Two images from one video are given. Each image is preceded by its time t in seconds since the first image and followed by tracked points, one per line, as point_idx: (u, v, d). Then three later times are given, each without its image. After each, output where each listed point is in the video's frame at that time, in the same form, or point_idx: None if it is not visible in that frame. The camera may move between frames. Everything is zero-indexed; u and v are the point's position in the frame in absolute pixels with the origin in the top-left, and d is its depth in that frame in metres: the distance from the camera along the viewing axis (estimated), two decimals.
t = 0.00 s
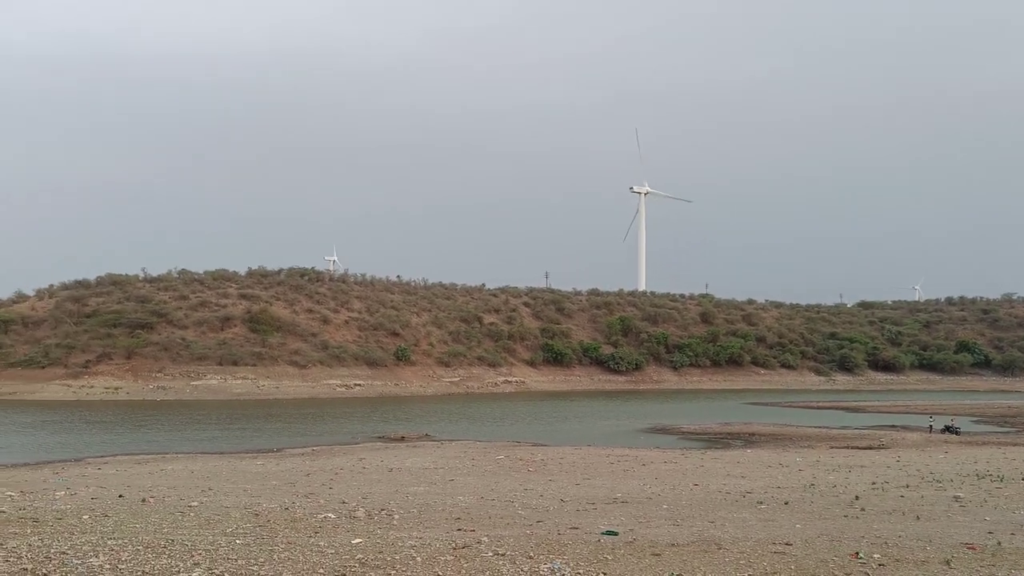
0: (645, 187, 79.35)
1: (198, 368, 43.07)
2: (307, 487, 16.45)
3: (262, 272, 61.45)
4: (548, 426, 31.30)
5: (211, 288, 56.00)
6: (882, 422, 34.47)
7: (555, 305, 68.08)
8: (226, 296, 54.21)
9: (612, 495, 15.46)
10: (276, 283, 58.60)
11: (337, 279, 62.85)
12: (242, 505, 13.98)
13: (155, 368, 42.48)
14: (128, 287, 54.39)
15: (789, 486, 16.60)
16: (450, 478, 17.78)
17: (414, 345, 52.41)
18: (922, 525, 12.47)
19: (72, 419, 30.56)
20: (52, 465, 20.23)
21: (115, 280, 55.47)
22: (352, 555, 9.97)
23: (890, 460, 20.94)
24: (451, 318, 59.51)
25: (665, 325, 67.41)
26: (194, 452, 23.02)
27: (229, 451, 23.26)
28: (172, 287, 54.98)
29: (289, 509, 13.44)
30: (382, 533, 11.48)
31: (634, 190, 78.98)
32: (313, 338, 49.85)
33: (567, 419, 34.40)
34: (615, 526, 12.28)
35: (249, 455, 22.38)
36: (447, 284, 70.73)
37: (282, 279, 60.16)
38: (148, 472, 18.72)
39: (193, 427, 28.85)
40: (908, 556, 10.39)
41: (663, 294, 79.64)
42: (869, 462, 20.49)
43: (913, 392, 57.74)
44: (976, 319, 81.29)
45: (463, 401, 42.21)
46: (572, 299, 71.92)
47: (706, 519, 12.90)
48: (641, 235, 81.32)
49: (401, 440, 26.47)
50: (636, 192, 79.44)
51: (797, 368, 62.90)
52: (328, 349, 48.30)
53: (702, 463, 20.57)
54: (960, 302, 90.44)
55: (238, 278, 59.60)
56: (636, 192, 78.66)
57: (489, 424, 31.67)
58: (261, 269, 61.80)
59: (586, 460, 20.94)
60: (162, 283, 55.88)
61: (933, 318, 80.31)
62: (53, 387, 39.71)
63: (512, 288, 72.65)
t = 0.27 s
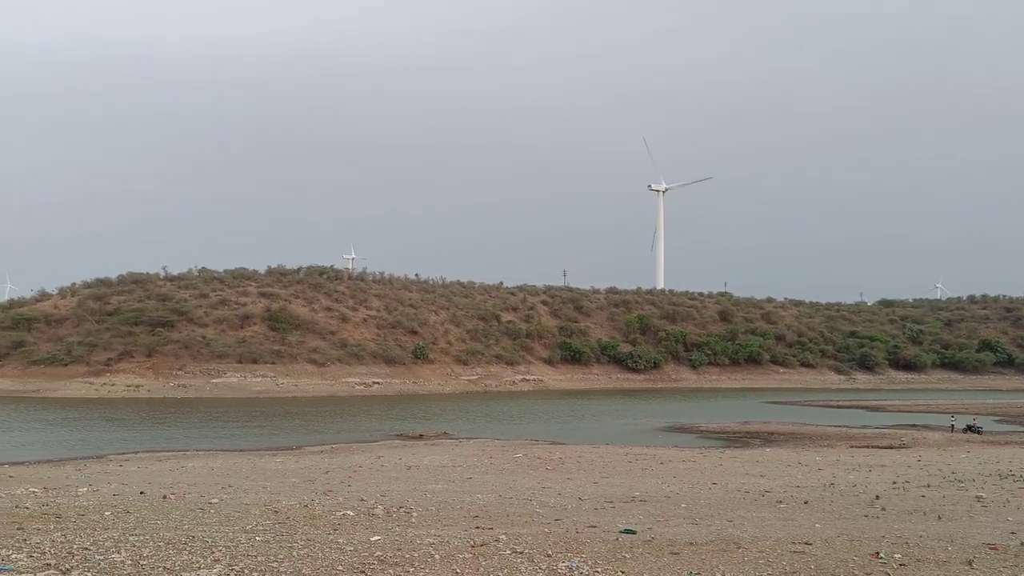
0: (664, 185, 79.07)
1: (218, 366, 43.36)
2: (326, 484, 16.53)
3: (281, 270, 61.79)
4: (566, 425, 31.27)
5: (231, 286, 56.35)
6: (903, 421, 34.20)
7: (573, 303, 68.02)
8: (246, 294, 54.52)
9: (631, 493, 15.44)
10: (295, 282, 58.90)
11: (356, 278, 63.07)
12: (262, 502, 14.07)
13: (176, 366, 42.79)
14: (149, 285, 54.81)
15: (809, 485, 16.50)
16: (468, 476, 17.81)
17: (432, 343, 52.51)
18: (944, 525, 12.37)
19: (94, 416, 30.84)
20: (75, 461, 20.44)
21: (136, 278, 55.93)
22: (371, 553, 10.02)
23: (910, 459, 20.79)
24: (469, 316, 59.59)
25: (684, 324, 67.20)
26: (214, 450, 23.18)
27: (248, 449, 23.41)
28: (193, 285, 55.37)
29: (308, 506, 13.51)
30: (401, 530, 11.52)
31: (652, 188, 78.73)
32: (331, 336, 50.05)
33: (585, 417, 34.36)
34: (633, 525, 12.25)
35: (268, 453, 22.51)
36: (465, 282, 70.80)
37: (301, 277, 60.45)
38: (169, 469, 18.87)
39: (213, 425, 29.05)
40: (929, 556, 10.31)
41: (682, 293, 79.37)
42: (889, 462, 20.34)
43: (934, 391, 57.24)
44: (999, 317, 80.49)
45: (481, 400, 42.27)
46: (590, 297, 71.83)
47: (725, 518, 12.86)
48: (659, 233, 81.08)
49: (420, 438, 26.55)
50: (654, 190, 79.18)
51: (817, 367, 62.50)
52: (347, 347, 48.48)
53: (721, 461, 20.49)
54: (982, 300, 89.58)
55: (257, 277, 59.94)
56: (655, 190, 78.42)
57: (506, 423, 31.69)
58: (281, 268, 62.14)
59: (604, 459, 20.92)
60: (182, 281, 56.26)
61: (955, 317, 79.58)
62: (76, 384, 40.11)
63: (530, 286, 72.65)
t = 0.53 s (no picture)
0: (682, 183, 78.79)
1: (237, 364, 43.61)
2: (344, 482, 16.60)
3: (300, 269, 62.05)
4: (583, 424, 31.24)
5: (249, 285, 56.64)
6: (924, 420, 33.92)
7: (591, 302, 67.94)
8: (264, 293, 54.80)
9: (648, 492, 15.42)
10: (313, 281, 59.13)
11: (373, 277, 63.25)
12: (281, 499, 14.14)
13: (195, 364, 43.07)
14: (168, 284, 55.19)
15: (828, 485, 16.41)
16: (486, 474, 17.83)
17: (449, 342, 52.57)
18: (965, 525, 12.27)
19: (114, 414, 31.10)
20: (96, 459, 20.61)
21: (156, 277, 56.35)
22: (389, 551, 10.06)
23: (931, 459, 20.63)
24: (486, 315, 59.62)
25: (702, 322, 66.96)
26: (233, 448, 23.32)
27: (267, 447, 23.54)
28: (212, 284, 55.71)
29: (327, 504, 13.57)
30: (418, 529, 11.54)
31: (670, 187, 78.46)
32: (349, 335, 50.21)
33: (603, 416, 34.30)
34: (650, 524, 12.23)
35: (287, 451, 22.64)
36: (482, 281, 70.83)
37: (319, 276, 60.71)
38: (189, 467, 19.00)
39: (232, 423, 29.21)
40: (949, 557, 10.24)
41: (700, 291, 79.06)
42: (909, 461, 20.20)
43: (955, 390, 56.73)
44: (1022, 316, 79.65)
45: (498, 398, 42.28)
46: (607, 296, 71.67)
47: (743, 518, 12.81)
48: (677, 231, 80.79)
49: (437, 436, 26.59)
50: (672, 188, 78.92)
51: (836, 366, 62.07)
52: (365, 346, 48.63)
53: (739, 461, 20.41)
54: (1004, 299, 88.63)
55: (276, 275, 60.23)
56: (672, 189, 78.17)
57: (524, 421, 31.70)
58: (299, 267, 62.42)
59: (621, 457, 20.89)
60: (201, 280, 56.60)
61: (976, 316, 78.82)
62: (96, 383, 40.46)
63: (547, 285, 72.61)
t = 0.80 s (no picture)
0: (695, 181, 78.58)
1: (251, 362, 43.82)
2: (358, 479, 16.67)
3: (313, 267, 62.25)
4: (597, 422, 31.20)
5: (264, 284, 56.87)
6: (940, 419, 33.71)
7: (604, 300, 67.86)
8: (278, 292, 55.03)
9: (662, 491, 15.38)
10: (327, 279, 59.29)
11: (387, 275, 63.37)
12: (295, 497, 14.19)
13: (210, 362, 43.30)
14: (183, 282, 55.49)
15: (843, 484, 16.33)
16: (499, 473, 17.85)
17: (462, 341, 52.64)
18: (981, 525, 12.18)
19: (130, 412, 31.31)
20: (112, 456, 20.77)
21: (171, 276, 56.67)
22: (403, 548, 10.09)
23: (947, 459, 20.50)
24: (500, 313, 59.63)
25: (716, 321, 66.75)
26: (247, 445, 23.43)
27: (282, 445, 23.66)
28: (227, 283, 55.97)
29: (341, 502, 13.60)
30: (432, 526, 11.56)
31: (683, 184, 78.23)
32: (363, 333, 50.34)
33: (616, 415, 34.24)
34: (664, 523, 12.21)
35: (301, 449, 22.72)
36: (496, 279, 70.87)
37: (333, 274, 60.89)
38: (204, 464, 19.09)
39: (246, 421, 29.34)
40: (966, 557, 10.17)
41: (713, 290, 78.84)
42: (925, 461, 20.08)
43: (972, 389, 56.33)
44: None
45: (512, 397, 42.29)
46: (621, 294, 71.55)
47: (757, 517, 12.78)
48: (691, 229, 80.56)
49: (451, 434, 26.64)
50: (686, 186, 78.68)
51: (851, 364, 61.76)
52: (378, 344, 48.75)
53: (753, 460, 20.35)
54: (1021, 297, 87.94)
55: (290, 274, 60.44)
56: (686, 187, 77.95)
57: (538, 420, 31.70)
58: (313, 265, 62.62)
59: (635, 456, 20.86)
60: (216, 279, 56.90)
61: (993, 314, 78.24)
62: (112, 381, 40.74)
63: (561, 284, 72.55)
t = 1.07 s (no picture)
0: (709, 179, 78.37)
1: (265, 361, 43.98)
2: (372, 478, 16.71)
3: (327, 267, 62.42)
4: (610, 422, 31.14)
5: (277, 283, 57.09)
6: (956, 419, 33.48)
7: (617, 299, 67.77)
8: (292, 291, 55.20)
9: (676, 491, 15.34)
10: (340, 279, 59.44)
11: (400, 274, 63.47)
12: (309, 496, 14.24)
13: (225, 362, 43.48)
14: (198, 282, 55.74)
15: (858, 484, 16.26)
16: (512, 472, 17.86)
17: (475, 340, 52.68)
18: (998, 525, 12.10)
19: (145, 411, 31.50)
20: (127, 454, 20.90)
21: (186, 275, 56.95)
22: (417, 547, 10.09)
23: (963, 459, 20.37)
24: (513, 312, 59.63)
25: (730, 320, 66.52)
26: (261, 444, 23.53)
27: (296, 443, 23.73)
28: (241, 282, 56.21)
29: (355, 501, 13.63)
30: (446, 525, 11.57)
31: (696, 183, 78.01)
32: (376, 332, 50.45)
33: (630, 414, 34.17)
34: (678, 522, 12.18)
35: (315, 448, 22.79)
36: (509, 279, 70.89)
37: (347, 274, 61.05)
38: (218, 463, 19.18)
39: (260, 420, 29.44)
40: (982, 557, 10.12)
41: (727, 289, 78.57)
42: (941, 461, 19.95)
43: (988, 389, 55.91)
44: None
45: (525, 396, 42.26)
46: (634, 293, 71.42)
47: (771, 517, 12.72)
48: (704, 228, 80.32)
49: (464, 433, 26.66)
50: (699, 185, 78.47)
51: (866, 364, 61.43)
52: (392, 343, 48.84)
53: (767, 459, 20.28)
54: None
55: (303, 273, 60.64)
56: (699, 186, 77.73)
57: (551, 419, 31.68)
58: (326, 264, 62.79)
59: (648, 455, 20.82)
60: (230, 278, 57.14)
61: (1010, 313, 77.65)
62: (128, 380, 40.99)
63: (574, 283, 72.48)
